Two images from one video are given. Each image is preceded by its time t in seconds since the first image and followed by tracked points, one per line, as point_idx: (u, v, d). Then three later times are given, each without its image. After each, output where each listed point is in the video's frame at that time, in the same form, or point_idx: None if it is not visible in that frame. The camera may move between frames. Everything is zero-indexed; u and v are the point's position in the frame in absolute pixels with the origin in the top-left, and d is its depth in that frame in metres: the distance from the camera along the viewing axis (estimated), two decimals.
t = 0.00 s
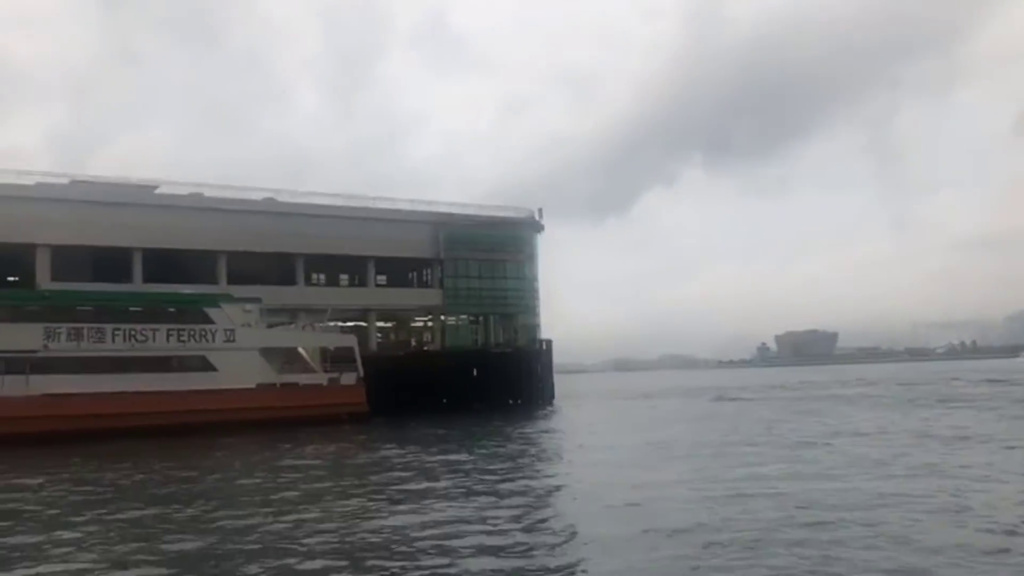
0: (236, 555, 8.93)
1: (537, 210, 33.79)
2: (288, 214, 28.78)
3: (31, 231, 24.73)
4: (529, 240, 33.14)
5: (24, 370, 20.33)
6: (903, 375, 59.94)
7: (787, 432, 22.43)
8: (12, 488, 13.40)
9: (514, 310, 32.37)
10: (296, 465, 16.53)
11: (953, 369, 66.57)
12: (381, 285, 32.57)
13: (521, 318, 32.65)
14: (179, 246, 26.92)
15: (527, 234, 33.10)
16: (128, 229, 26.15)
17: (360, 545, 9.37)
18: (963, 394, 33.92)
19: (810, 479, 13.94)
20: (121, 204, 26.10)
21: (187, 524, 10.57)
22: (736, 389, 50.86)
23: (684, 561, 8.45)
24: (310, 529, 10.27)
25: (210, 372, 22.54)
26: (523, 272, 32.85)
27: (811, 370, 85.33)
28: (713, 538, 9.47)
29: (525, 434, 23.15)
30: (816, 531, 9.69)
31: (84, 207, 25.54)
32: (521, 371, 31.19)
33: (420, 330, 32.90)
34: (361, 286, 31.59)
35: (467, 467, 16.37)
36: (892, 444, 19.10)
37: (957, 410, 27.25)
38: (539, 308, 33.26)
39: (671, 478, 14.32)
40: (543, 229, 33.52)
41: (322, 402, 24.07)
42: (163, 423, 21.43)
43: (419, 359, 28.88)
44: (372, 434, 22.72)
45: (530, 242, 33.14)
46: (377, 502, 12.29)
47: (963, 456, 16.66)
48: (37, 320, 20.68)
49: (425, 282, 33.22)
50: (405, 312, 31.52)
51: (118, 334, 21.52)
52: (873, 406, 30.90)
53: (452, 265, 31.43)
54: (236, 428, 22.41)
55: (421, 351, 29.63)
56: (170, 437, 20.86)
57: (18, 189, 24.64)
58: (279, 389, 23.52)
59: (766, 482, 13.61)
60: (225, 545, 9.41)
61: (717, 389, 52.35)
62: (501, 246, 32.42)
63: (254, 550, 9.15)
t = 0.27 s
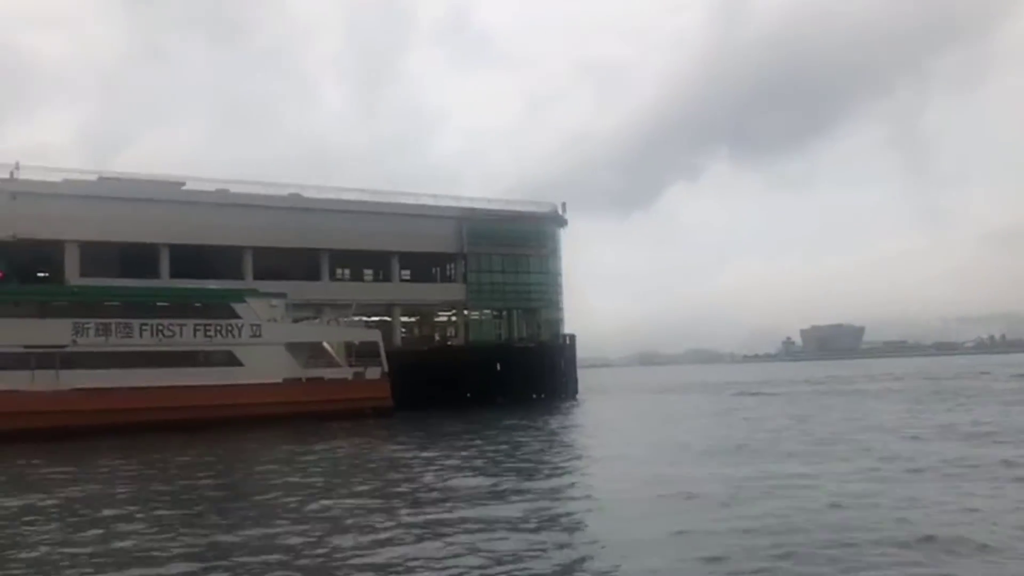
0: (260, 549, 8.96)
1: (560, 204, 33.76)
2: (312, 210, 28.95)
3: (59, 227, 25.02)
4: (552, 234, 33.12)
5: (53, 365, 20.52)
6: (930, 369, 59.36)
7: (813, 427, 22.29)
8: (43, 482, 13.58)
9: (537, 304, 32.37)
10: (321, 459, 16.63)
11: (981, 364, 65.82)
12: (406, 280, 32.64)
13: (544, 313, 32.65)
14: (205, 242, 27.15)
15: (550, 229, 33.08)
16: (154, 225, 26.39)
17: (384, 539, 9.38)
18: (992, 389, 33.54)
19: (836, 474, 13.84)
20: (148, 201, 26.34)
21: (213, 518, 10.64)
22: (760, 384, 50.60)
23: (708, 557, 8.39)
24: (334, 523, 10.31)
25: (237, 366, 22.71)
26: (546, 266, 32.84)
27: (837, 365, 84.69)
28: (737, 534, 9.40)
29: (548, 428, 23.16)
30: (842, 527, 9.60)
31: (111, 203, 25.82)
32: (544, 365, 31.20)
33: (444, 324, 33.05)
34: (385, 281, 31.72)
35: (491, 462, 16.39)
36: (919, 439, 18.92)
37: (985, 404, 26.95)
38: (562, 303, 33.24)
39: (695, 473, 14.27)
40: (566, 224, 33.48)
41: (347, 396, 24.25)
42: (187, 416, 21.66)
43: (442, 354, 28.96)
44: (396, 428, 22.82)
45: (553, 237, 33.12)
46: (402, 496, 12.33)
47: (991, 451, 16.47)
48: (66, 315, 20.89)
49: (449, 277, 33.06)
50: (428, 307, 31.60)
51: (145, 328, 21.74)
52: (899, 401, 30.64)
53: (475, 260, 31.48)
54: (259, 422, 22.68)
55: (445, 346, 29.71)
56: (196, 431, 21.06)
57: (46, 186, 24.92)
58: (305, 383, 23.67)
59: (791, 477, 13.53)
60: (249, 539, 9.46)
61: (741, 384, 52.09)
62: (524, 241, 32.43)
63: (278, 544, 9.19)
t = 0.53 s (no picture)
0: (290, 543, 9.05)
1: (588, 198, 33.70)
2: (341, 206, 29.12)
3: (93, 225, 25.38)
4: (580, 229, 33.07)
5: (88, 361, 20.83)
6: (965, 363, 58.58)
7: (844, 422, 22.10)
8: (79, 476, 13.83)
9: (565, 299, 32.36)
10: (351, 454, 16.76)
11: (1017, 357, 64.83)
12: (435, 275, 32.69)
13: (573, 307, 32.63)
14: (235, 239, 27.42)
15: (578, 223, 33.04)
16: (186, 222, 26.70)
17: (413, 533, 9.44)
18: None
19: (867, 469, 13.73)
20: (179, 198, 26.65)
21: (245, 512, 10.77)
22: (791, 378, 50.21)
23: (737, 553, 8.37)
24: (363, 517, 10.39)
25: (268, 362, 22.93)
26: (575, 261, 32.80)
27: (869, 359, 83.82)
28: (766, 530, 9.36)
29: (577, 423, 23.16)
30: (873, 523, 9.53)
31: (144, 201, 26.16)
32: (573, 360, 31.19)
33: (472, 319, 33.12)
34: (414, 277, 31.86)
35: (520, 456, 16.44)
36: (953, 434, 18.70)
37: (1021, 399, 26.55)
38: (591, 298, 33.19)
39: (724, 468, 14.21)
40: (594, 218, 33.42)
41: (375, 390, 24.42)
42: (218, 410, 21.90)
43: (471, 349, 29.04)
44: (425, 423, 22.95)
45: (581, 231, 33.07)
46: (430, 491, 12.40)
47: None
48: (100, 312, 21.19)
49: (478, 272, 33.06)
50: (457, 302, 31.70)
51: (179, 325, 22.03)
52: (933, 395, 30.28)
53: (503, 255, 31.52)
54: (289, 416, 22.91)
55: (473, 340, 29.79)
56: (227, 426, 21.30)
57: (80, 184, 25.29)
58: (334, 378, 23.86)
59: (822, 473, 13.44)
60: (280, 533, 9.56)
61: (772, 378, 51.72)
62: (552, 236, 32.42)
63: (308, 538, 9.29)
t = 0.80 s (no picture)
0: (323, 540, 9.06)
1: (620, 194, 33.52)
2: (374, 204, 29.21)
3: (130, 224, 25.69)
4: (613, 225, 32.90)
5: (125, 359, 21.08)
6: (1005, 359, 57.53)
7: (884, 418, 21.77)
8: (116, 473, 14.00)
9: (598, 295, 32.22)
10: (385, 451, 16.80)
11: None
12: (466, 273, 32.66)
13: (605, 303, 32.49)
14: (270, 238, 27.62)
15: (611, 219, 32.87)
16: (221, 221, 26.93)
17: (446, 531, 9.41)
18: None
19: (908, 466, 13.49)
20: (214, 197, 26.89)
21: (278, 509, 10.81)
22: (827, 374, 49.63)
23: (773, 553, 8.23)
24: (396, 515, 10.38)
25: (302, 360, 23.06)
26: (607, 257, 32.64)
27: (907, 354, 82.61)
28: (803, 528, 9.23)
29: (610, 420, 23.04)
30: (914, 522, 9.34)
31: (179, 201, 26.42)
32: (605, 356, 31.04)
33: (504, 316, 33.08)
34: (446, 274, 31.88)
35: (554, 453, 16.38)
36: (997, 431, 18.34)
37: None
38: (624, 294, 33.01)
39: (760, 464, 14.05)
40: (627, 214, 33.24)
41: (408, 387, 24.48)
42: (253, 407, 22.07)
43: (503, 345, 29.01)
44: (458, 420, 22.96)
45: (614, 227, 32.90)
46: (463, 488, 12.38)
47: None
48: (137, 310, 21.41)
49: (509, 269, 32.96)
50: (489, 299, 31.69)
51: (214, 323, 22.22)
52: (974, 391, 29.71)
53: (535, 252, 31.46)
54: (323, 414, 23.03)
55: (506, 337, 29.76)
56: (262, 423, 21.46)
57: (116, 184, 25.60)
58: (368, 375, 23.95)
59: (861, 470, 13.23)
60: (313, 530, 9.57)
61: (809, 375, 51.18)
62: (584, 232, 32.29)
63: (341, 535, 9.28)
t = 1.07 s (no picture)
0: (356, 539, 9.11)
1: (652, 192, 33.39)
2: (407, 203, 29.36)
3: (167, 225, 26.02)
4: (645, 223, 32.78)
5: (162, 358, 21.39)
6: None
7: (923, 417, 21.48)
8: (155, 470, 14.23)
9: (630, 294, 32.12)
10: (418, 449, 16.90)
11: None
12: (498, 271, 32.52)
13: (638, 302, 32.37)
14: (304, 237, 27.87)
15: (643, 217, 32.75)
16: (256, 222, 27.21)
17: (479, 530, 9.43)
18: None
19: (947, 466, 13.32)
20: (249, 197, 27.18)
21: (313, 507, 10.89)
22: (864, 373, 49.04)
23: (809, 554, 8.15)
24: (429, 514, 10.41)
25: (335, 358, 23.25)
26: (640, 255, 32.52)
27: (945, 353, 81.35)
28: (838, 529, 9.16)
29: (643, 419, 22.97)
30: (954, 522, 9.19)
31: (215, 201, 26.74)
32: (638, 355, 30.92)
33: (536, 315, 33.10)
34: (478, 273, 31.96)
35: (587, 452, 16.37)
36: None
37: None
38: (657, 292, 32.87)
39: (795, 464, 13.94)
40: (659, 212, 33.10)
41: (441, 386, 24.54)
42: (287, 406, 22.25)
43: (536, 344, 29.02)
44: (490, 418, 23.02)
45: (646, 225, 32.78)
46: (497, 487, 12.39)
47: None
48: (174, 310, 21.70)
49: (541, 267, 32.95)
50: (521, 297, 31.72)
51: (249, 322, 22.45)
52: (1015, 390, 29.20)
53: (567, 250, 31.44)
54: (357, 412, 23.21)
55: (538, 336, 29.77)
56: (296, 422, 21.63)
57: (153, 185, 25.96)
58: (401, 373, 24.05)
59: (898, 470, 13.08)
60: (347, 529, 9.63)
61: (846, 373, 50.61)
62: (617, 230, 32.20)
63: (375, 534, 9.34)
